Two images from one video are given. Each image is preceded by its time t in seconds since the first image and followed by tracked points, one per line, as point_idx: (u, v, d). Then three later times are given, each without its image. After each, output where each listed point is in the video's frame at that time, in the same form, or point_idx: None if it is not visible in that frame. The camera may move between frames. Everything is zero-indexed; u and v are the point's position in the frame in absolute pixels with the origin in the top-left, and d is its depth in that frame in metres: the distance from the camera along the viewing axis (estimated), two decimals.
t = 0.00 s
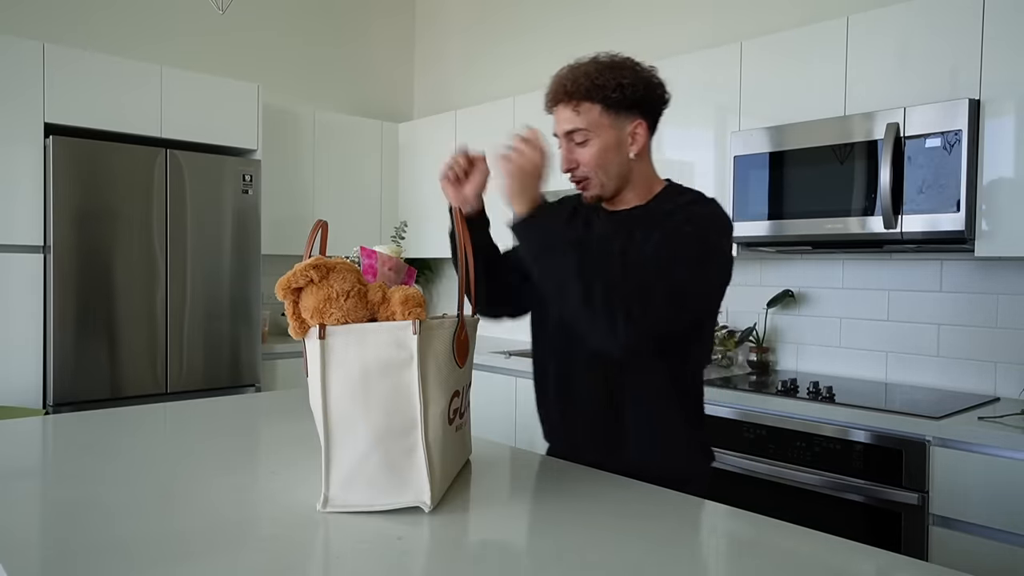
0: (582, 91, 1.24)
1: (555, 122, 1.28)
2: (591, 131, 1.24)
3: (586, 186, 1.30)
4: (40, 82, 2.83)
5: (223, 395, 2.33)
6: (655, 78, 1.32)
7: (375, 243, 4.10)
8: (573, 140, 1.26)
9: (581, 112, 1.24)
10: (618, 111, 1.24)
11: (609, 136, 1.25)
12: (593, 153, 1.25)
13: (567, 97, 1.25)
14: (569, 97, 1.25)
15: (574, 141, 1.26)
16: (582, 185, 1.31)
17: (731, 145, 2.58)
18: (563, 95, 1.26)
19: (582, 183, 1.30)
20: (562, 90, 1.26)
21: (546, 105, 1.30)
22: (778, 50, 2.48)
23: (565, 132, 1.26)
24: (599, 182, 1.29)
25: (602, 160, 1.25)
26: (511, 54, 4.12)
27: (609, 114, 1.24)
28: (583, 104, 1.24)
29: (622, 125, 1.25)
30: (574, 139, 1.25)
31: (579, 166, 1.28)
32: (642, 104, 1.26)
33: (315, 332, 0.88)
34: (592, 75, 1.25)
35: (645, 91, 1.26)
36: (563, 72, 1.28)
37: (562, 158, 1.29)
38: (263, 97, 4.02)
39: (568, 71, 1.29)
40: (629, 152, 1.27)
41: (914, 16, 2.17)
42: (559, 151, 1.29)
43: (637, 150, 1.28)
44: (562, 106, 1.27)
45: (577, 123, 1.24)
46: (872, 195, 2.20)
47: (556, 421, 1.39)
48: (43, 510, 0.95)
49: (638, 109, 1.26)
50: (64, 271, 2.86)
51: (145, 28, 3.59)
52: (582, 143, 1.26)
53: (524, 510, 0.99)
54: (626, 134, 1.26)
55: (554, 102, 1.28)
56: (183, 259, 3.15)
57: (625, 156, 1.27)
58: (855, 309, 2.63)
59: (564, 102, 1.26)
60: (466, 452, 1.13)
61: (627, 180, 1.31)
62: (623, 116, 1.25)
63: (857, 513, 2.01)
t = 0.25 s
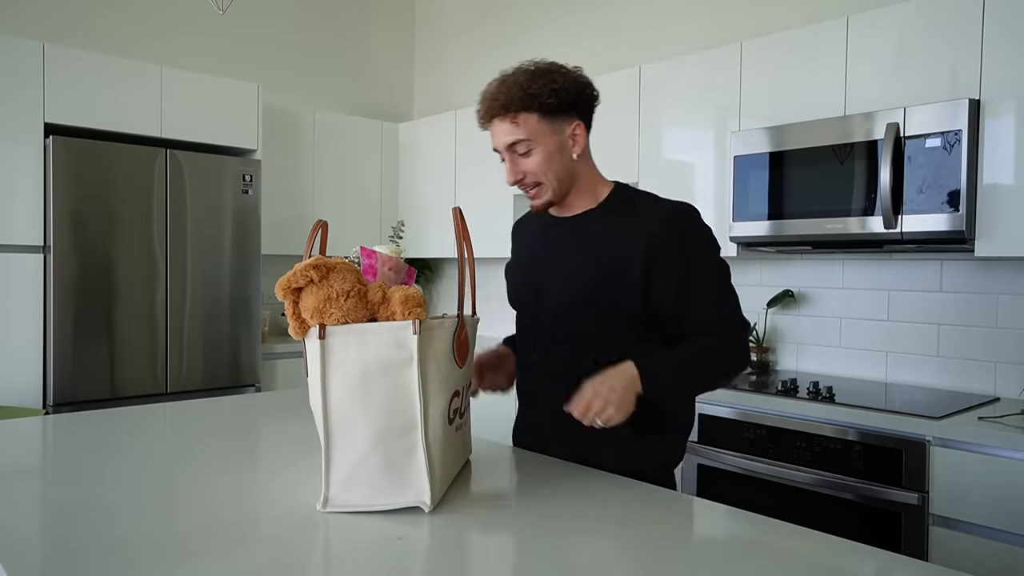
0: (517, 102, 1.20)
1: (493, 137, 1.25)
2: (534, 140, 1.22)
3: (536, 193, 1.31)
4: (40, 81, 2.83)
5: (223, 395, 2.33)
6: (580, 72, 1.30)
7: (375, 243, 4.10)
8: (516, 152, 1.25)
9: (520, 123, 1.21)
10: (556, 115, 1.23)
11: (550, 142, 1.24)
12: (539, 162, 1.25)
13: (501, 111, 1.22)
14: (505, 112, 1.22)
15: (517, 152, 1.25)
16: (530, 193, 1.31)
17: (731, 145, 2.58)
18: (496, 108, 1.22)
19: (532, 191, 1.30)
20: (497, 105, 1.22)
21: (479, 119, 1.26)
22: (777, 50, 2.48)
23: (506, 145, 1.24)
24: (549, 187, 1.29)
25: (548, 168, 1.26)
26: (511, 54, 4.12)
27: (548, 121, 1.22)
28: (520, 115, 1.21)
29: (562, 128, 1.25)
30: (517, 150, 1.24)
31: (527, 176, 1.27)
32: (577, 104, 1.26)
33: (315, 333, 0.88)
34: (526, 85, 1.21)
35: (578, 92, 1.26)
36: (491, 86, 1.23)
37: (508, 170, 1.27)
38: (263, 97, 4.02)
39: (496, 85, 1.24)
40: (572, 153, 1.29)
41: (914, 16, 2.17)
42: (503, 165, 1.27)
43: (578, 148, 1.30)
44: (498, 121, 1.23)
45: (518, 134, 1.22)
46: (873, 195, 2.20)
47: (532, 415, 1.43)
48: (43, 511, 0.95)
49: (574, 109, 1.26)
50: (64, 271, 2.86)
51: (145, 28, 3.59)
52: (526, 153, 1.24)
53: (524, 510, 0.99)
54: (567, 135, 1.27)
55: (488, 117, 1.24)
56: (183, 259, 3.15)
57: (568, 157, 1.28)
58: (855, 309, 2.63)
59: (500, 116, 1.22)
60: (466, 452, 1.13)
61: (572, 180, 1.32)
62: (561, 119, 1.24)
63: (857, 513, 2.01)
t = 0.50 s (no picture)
0: (508, 107, 1.20)
1: (485, 142, 1.25)
2: (526, 143, 1.22)
3: (531, 195, 1.30)
4: (40, 81, 2.83)
5: (223, 395, 2.34)
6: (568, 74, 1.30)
7: (375, 243, 4.10)
8: (509, 155, 1.24)
9: (512, 126, 1.21)
10: (546, 117, 1.23)
11: (543, 144, 1.24)
12: (533, 164, 1.25)
13: (493, 115, 1.21)
14: (497, 115, 1.21)
15: (510, 156, 1.24)
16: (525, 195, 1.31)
17: (731, 145, 2.58)
18: (488, 113, 1.22)
19: (527, 193, 1.30)
20: (488, 109, 1.21)
21: (470, 123, 1.26)
22: (777, 50, 2.48)
23: (499, 150, 1.23)
24: (545, 188, 1.29)
25: (542, 169, 1.25)
26: (511, 54, 4.12)
27: (539, 123, 1.22)
28: (512, 118, 1.21)
29: (553, 130, 1.25)
30: (510, 154, 1.23)
31: (522, 179, 1.27)
32: (567, 106, 1.26)
33: (315, 333, 0.88)
34: (516, 87, 1.21)
35: (567, 92, 1.26)
36: (481, 91, 1.23)
37: (501, 174, 1.27)
38: (263, 97, 4.02)
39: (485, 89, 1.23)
40: (565, 154, 1.29)
41: (914, 17, 2.17)
42: (497, 169, 1.26)
43: (569, 151, 1.30)
44: (490, 124, 1.23)
45: (510, 138, 1.22)
46: (873, 195, 2.20)
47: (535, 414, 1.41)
48: (43, 510, 0.95)
49: (564, 111, 1.26)
50: (63, 271, 2.86)
51: (145, 28, 3.59)
52: (519, 157, 1.24)
53: (524, 510, 0.99)
54: (558, 138, 1.27)
55: (479, 121, 1.24)
56: (183, 259, 3.15)
57: (560, 159, 1.28)
58: (855, 309, 2.63)
59: (492, 120, 1.22)
60: (467, 451, 1.13)
61: (566, 180, 1.32)
62: (552, 121, 1.24)
63: (856, 513, 2.01)
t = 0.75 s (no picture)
0: (528, 108, 1.23)
1: (512, 143, 1.29)
2: (549, 143, 1.25)
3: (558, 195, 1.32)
4: (40, 82, 2.83)
5: (223, 396, 2.34)
6: (595, 71, 1.31)
7: (375, 243, 4.10)
8: (533, 156, 1.27)
9: (535, 128, 1.24)
10: (570, 116, 1.24)
11: (567, 143, 1.26)
12: (558, 163, 1.27)
13: (517, 117, 1.25)
14: (519, 117, 1.25)
15: (535, 157, 1.27)
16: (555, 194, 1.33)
17: (731, 145, 2.59)
18: (512, 115, 1.26)
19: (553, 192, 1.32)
20: (511, 110, 1.26)
21: (497, 124, 1.30)
22: (777, 51, 2.48)
23: (524, 150, 1.27)
24: (570, 187, 1.30)
25: (566, 167, 1.27)
26: (511, 54, 4.11)
27: (562, 123, 1.25)
28: (534, 119, 1.24)
29: (577, 128, 1.26)
30: (534, 155, 1.27)
31: (547, 179, 1.29)
32: (592, 103, 1.26)
33: (315, 332, 0.88)
34: (536, 88, 1.23)
35: (590, 90, 1.26)
36: (507, 93, 1.27)
37: (528, 174, 1.30)
38: (263, 97, 4.02)
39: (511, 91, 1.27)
40: (591, 152, 1.29)
41: (915, 16, 2.17)
42: (524, 169, 1.30)
43: (598, 148, 1.30)
44: (514, 127, 1.27)
45: (533, 139, 1.25)
46: (872, 195, 2.20)
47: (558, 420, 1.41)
48: (44, 510, 0.95)
49: (589, 108, 1.27)
50: (63, 271, 2.86)
51: (145, 28, 3.59)
52: (543, 157, 1.27)
53: (524, 510, 0.99)
54: (584, 136, 1.28)
55: (506, 123, 1.28)
56: (183, 260, 3.15)
57: (587, 157, 1.29)
58: (856, 309, 2.63)
59: (516, 122, 1.26)
60: (467, 451, 1.13)
61: (594, 178, 1.32)
62: (576, 119, 1.26)
63: (856, 513, 2.01)
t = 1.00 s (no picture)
0: (548, 104, 1.19)
1: (529, 136, 1.25)
2: (568, 141, 1.21)
3: (573, 195, 1.29)
4: (40, 82, 2.83)
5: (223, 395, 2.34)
6: (625, 63, 1.25)
7: (375, 243, 4.10)
8: (551, 153, 1.24)
9: (553, 124, 1.20)
10: (593, 113, 1.20)
11: (587, 142, 1.22)
12: (575, 162, 1.23)
13: (535, 111, 1.21)
14: (540, 111, 1.21)
15: (552, 153, 1.24)
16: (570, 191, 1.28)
17: (731, 145, 2.59)
18: (532, 108, 1.22)
19: (569, 190, 1.28)
20: (531, 103, 1.21)
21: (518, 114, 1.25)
22: (776, 51, 2.48)
23: (541, 145, 1.23)
24: (587, 188, 1.26)
25: (583, 168, 1.23)
26: (511, 53, 4.11)
27: (583, 120, 1.20)
28: (554, 115, 1.20)
29: (599, 127, 1.21)
30: (551, 151, 1.23)
31: (563, 177, 1.26)
32: (618, 100, 1.20)
33: (315, 332, 0.88)
34: (560, 83, 1.19)
35: (619, 86, 1.20)
36: (528, 82, 1.22)
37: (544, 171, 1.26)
38: (263, 97, 4.02)
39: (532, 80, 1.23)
40: (613, 152, 1.25)
41: (915, 16, 2.17)
42: (540, 164, 1.26)
43: (620, 147, 1.25)
44: (533, 119, 1.23)
45: (552, 135, 1.21)
46: (872, 195, 2.20)
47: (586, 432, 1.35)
48: (43, 511, 0.95)
49: (615, 105, 1.21)
50: (63, 272, 2.85)
51: (145, 28, 3.60)
52: (561, 154, 1.23)
53: (524, 510, 0.99)
54: (606, 135, 1.23)
55: (525, 114, 1.24)
56: (183, 259, 3.15)
57: (607, 157, 1.24)
58: (855, 309, 2.63)
59: (535, 115, 1.22)
60: (467, 451, 1.13)
61: (614, 178, 1.28)
62: (598, 118, 1.21)
63: (856, 513, 2.01)
